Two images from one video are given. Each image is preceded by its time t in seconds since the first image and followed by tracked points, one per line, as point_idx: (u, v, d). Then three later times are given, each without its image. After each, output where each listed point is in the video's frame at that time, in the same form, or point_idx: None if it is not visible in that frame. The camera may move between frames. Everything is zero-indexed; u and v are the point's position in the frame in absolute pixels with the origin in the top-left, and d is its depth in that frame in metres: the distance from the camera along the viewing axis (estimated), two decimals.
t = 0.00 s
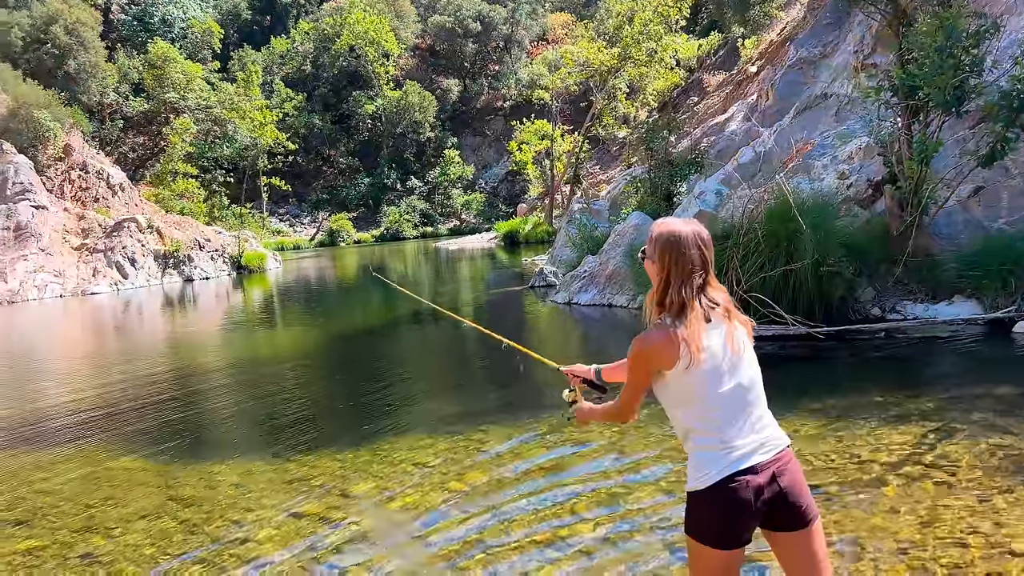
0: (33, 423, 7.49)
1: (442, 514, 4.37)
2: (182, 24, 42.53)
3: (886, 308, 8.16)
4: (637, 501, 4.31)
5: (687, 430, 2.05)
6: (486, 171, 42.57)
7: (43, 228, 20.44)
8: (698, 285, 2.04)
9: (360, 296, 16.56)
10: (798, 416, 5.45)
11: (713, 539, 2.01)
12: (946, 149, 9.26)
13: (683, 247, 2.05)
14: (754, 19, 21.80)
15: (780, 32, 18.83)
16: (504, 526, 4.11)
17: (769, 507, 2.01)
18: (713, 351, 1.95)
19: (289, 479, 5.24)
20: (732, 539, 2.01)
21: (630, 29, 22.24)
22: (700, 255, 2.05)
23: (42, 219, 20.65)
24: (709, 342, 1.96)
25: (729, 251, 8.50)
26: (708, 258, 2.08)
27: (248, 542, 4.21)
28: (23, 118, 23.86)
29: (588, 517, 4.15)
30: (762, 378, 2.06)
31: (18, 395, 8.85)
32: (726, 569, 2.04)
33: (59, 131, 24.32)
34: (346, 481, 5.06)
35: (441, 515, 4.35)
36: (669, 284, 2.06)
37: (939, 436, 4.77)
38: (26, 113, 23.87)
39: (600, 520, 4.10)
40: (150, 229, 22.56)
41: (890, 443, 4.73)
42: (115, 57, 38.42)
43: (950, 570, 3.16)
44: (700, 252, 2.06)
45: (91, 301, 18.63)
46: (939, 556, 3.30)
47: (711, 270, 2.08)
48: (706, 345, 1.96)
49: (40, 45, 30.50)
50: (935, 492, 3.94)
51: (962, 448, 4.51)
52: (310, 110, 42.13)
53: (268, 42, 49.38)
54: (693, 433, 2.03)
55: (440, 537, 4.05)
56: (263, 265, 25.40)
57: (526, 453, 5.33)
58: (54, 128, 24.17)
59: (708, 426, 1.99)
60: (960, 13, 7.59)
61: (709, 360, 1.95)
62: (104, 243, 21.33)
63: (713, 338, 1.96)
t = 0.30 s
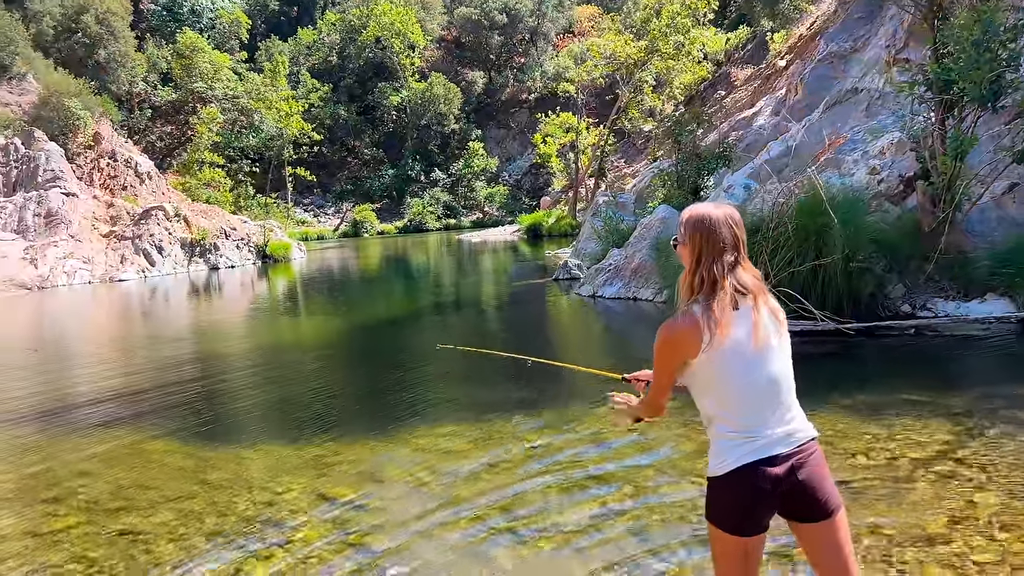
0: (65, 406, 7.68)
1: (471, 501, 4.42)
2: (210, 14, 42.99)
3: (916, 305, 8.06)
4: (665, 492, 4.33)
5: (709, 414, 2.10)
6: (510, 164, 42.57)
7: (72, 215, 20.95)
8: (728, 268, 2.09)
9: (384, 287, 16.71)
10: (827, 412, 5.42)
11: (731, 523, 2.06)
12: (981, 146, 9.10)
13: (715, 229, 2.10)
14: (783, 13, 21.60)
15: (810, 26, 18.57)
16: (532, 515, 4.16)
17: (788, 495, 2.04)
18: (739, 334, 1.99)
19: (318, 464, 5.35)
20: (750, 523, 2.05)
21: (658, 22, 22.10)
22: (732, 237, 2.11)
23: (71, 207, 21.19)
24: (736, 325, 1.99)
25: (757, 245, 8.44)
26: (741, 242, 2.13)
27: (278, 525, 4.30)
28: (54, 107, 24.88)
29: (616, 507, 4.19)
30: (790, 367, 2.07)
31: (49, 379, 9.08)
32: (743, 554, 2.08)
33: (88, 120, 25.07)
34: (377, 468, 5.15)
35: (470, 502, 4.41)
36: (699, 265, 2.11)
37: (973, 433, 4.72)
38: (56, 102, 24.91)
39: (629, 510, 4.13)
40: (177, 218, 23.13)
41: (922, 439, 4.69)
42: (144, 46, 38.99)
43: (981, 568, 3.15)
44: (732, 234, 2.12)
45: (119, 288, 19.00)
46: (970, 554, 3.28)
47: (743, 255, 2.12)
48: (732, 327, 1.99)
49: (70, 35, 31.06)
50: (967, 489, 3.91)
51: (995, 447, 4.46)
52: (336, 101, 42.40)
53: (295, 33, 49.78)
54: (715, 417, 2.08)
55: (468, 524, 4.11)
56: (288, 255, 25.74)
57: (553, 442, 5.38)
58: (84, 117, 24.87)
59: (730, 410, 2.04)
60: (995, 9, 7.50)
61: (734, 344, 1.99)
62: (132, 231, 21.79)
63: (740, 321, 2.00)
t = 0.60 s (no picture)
0: (79, 398, 7.79)
1: (481, 499, 4.42)
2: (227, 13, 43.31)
3: (930, 312, 7.99)
4: (675, 492, 4.32)
5: (713, 412, 2.11)
6: (523, 165, 42.59)
7: (89, 210, 21.18)
8: (744, 268, 2.07)
9: (394, 285, 16.80)
10: (840, 417, 5.38)
11: (727, 519, 2.08)
12: (999, 153, 9.02)
13: (736, 227, 2.09)
14: (800, 18, 21.43)
15: (826, 31, 18.48)
16: (541, 513, 4.17)
17: (784, 497, 2.05)
18: (748, 334, 1.99)
19: (328, 459, 5.39)
20: (746, 522, 2.06)
21: (673, 25, 22.06)
22: (753, 237, 2.09)
23: (88, 201, 21.41)
24: (747, 324, 1.99)
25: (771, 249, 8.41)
26: (760, 244, 2.12)
27: (289, 519, 4.34)
28: (71, 103, 25.93)
29: (625, 506, 4.18)
30: (797, 371, 2.07)
31: (63, 371, 9.21)
32: (738, 551, 2.09)
33: (106, 116, 25.82)
34: (388, 464, 5.18)
35: (480, 499, 4.42)
36: (715, 263, 2.11)
37: (988, 441, 4.67)
38: (73, 97, 25.96)
39: (638, 509, 4.12)
40: (192, 214, 23.28)
41: (935, 446, 4.65)
42: (162, 43, 39.31)
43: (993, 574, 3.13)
44: (754, 233, 2.10)
45: (134, 283, 19.17)
46: (982, 561, 3.25)
47: (763, 255, 2.11)
48: (742, 326, 1.98)
49: (90, 31, 31.41)
50: (982, 496, 3.87)
51: (1007, 454, 4.42)
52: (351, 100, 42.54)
53: (311, 32, 50.08)
54: (717, 415, 2.09)
55: (477, 521, 4.12)
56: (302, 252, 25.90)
57: (563, 442, 5.38)
58: (102, 113, 25.66)
59: (733, 409, 2.04)
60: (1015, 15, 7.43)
61: (743, 343, 1.99)
62: (147, 225, 22.02)
63: (751, 321, 1.99)
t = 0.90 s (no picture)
0: (79, 397, 7.79)
1: (479, 503, 4.41)
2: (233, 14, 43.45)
3: (930, 321, 7.94)
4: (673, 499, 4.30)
5: (707, 417, 2.12)
6: (526, 169, 42.64)
7: (92, 209, 21.21)
8: (745, 274, 2.08)
9: (395, 288, 16.83)
10: (839, 425, 5.37)
11: (719, 526, 2.07)
12: (1001, 164, 9.02)
13: (739, 236, 2.10)
14: (804, 25, 21.44)
15: (830, 40, 18.52)
16: (538, 518, 4.16)
17: (776, 505, 2.04)
18: (744, 342, 1.99)
19: (326, 461, 5.39)
20: (737, 527, 2.06)
21: (677, 32, 22.12)
22: (755, 246, 2.10)
23: (91, 200, 21.46)
24: (743, 332, 1.99)
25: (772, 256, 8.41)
26: (764, 254, 2.12)
27: (288, 521, 4.32)
28: (76, 103, 25.53)
29: (622, 511, 4.16)
30: (793, 379, 2.06)
31: (64, 370, 9.23)
32: (729, 556, 2.08)
33: (110, 115, 25.64)
34: (387, 467, 5.17)
35: (478, 503, 4.40)
36: (718, 269, 2.11)
37: (987, 451, 4.65)
38: (79, 97, 25.47)
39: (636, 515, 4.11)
40: (195, 215, 23.35)
41: (934, 455, 4.62)
42: (167, 43, 39.42)
43: None
44: (757, 243, 2.11)
45: (136, 283, 19.19)
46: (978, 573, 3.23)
47: (766, 264, 2.11)
48: (739, 334, 1.99)
49: (95, 31, 31.51)
50: (978, 507, 3.85)
51: (1008, 464, 4.40)
52: (355, 103, 42.58)
53: (316, 35, 50.23)
54: (712, 421, 2.10)
55: (474, 525, 4.10)
56: (304, 254, 25.92)
57: (561, 447, 5.37)
58: (105, 112, 25.52)
59: (726, 414, 2.05)
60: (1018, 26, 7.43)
61: (739, 349, 1.99)
62: (149, 226, 22.05)
63: (748, 329, 1.99)
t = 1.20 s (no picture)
0: (72, 399, 7.76)
1: (472, 508, 4.40)
2: (230, 17, 43.49)
3: (923, 329, 8.01)
4: (668, 504, 4.29)
5: (710, 423, 2.13)
6: (522, 174, 42.74)
7: (87, 211, 21.17)
8: (752, 280, 2.08)
9: (390, 292, 16.84)
10: (832, 432, 5.38)
11: (721, 531, 2.08)
12: (993, 173, 9.09)
13: (749, 241, 2.09)
14: (800, 34, 21.56)
15: (825, 48, 18.64)
16: (531, 522, 4.16)
17: (777, 511, 2.04)
18: (746, 348, 1.99)
19: (319, 466, 5.36)
20: (739, 534, 2.06)
21: (674, 39, 22.24)
22: (764, 251, 2.10)
23: (86, 203, 21.35)
24: (746, 338, 1.99)
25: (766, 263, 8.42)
26: (773, 259, 2.12)
27: (281, 525, 4.30)
28: (72, 105, 25.98)
29: (615, 517, 4.16)
30: (797, 386, 2.07)
31: (57, 371, 9.19)
32: (731, 562, 2.09)
33: (106, 118, 25.98)
34: (379, 472, 5.15)
35: (471, 509, 4.39)
36: (726, 274, 2.11)
37: (977, 458, 4.68)
38: (74, 100, 26.00)
39: (629, 520, 4.10)
40: (190, 218, 23.24)
41: (925, 463, 4.64)
42: (163, 46, 39.40)
43: None
44: (766, 248, 2.10)
45: (130, 285, 19.14)
46: None
47: (774, 269, 2.11)
48: (741, 339, 1.99)
49: (91, 33, 31.54)
50: (969, 514, 3.87)
51: (1001, 473, 4.41)
52: (351, 107, 42.63)
53: (313, 39, 50.28)
54: (714, 426, 2.10)
55: (468, 530, 4.09)
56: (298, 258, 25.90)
57: (554, 452, 5.36)
58: (101, 115, 25.94)
59: (729, 419, 2.05)
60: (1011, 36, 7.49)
61: (740, 355, 2.00)
62: (144, 228, 21.96)
63: (751, 335, 1.99)
